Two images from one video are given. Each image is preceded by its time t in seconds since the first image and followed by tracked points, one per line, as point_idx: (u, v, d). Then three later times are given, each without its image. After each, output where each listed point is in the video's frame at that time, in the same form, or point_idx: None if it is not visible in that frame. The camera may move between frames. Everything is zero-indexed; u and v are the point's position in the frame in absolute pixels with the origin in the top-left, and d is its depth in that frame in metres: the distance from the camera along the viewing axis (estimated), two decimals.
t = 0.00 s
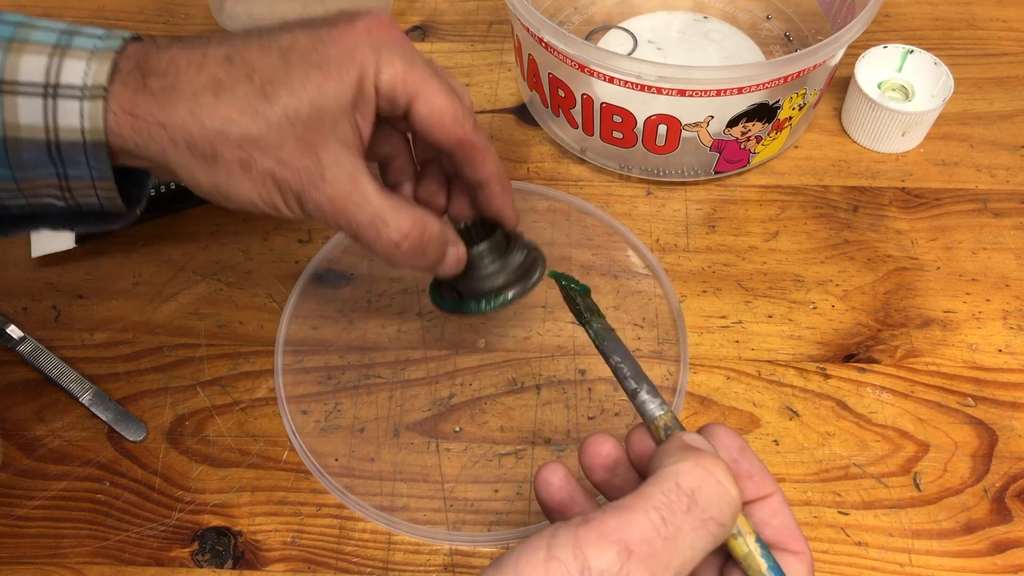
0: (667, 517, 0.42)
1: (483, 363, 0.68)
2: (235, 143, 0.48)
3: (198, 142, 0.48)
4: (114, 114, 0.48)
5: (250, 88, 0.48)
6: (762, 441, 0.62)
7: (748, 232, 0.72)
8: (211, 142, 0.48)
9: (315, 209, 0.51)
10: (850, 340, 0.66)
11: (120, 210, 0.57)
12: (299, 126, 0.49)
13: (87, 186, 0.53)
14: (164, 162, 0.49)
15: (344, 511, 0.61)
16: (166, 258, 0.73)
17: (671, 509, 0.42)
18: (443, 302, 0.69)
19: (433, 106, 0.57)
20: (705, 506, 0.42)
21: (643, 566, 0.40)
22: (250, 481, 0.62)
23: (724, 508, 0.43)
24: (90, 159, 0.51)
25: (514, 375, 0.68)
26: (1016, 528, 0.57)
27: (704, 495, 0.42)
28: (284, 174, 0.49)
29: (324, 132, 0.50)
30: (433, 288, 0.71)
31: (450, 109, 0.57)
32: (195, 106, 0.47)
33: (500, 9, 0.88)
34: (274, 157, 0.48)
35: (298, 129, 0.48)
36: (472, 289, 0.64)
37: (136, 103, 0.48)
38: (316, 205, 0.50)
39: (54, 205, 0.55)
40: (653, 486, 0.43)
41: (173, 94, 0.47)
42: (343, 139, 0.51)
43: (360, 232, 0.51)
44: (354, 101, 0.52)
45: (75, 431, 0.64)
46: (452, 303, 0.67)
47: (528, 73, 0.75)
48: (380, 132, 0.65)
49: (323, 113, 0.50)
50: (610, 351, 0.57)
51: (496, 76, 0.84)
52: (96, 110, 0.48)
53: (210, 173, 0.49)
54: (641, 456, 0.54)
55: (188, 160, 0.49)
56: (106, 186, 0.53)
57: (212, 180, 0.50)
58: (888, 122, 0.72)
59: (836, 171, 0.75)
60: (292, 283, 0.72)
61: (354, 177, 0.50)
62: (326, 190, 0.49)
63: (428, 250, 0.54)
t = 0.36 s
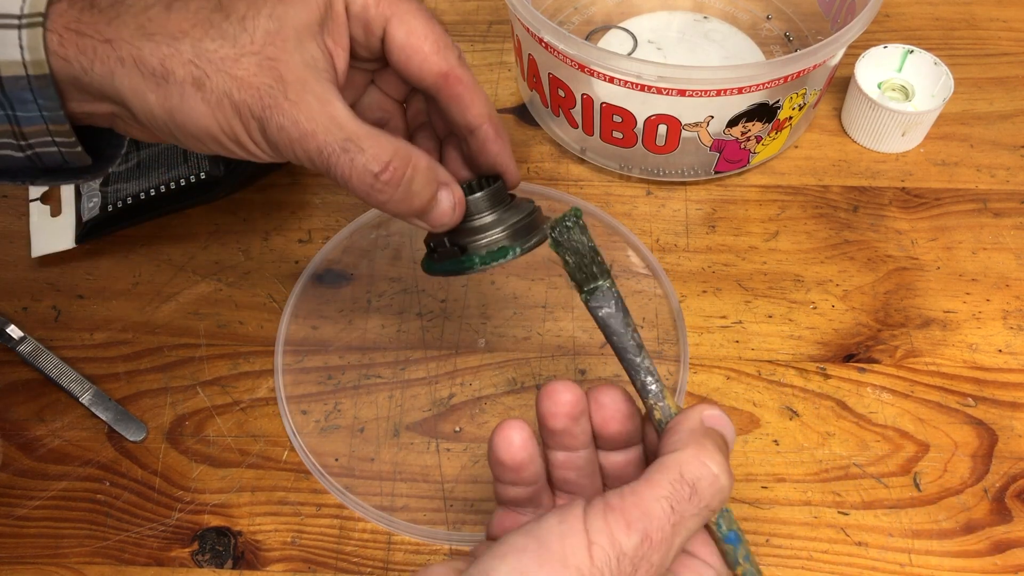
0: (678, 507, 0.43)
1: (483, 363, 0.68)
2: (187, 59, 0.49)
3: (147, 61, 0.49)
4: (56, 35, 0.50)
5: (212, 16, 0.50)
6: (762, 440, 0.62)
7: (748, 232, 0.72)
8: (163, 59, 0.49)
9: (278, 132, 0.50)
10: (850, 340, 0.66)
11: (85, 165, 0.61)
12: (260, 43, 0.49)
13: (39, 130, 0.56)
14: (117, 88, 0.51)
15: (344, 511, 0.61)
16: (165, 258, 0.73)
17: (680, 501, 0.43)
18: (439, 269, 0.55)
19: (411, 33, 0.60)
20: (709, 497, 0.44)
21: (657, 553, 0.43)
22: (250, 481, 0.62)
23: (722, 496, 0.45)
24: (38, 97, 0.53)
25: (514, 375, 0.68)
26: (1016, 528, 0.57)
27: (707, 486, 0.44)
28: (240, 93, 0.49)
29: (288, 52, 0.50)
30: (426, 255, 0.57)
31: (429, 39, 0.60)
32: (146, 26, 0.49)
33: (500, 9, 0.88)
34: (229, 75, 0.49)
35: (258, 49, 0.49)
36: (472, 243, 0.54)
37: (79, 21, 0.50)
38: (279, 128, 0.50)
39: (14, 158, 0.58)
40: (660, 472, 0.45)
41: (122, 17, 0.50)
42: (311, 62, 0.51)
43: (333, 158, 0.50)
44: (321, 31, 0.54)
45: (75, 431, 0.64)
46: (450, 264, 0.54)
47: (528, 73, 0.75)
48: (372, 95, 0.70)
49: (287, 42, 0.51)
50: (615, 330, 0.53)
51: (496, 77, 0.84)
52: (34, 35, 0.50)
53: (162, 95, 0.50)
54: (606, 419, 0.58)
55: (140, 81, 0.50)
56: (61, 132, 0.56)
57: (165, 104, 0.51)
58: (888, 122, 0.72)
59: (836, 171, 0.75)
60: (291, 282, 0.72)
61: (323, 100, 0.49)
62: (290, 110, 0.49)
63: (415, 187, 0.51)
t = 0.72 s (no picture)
0: (679, 501, 0.44)
1: (483, 363, 0.68)
2: (173, 34, 0.48)
3: (132, 38, 0.49)
4: (34, 14, 0.50)
5: None
6: (762, 440, 0.62)
7: (748, 232, 0.72)
8: (149, 35, 0.48)
9: (273, 109, 0.49)
10: (850, 340, 0.66)
11: (82, 161, 0.61)
12: (251, 14, 0.49)
13: (26, 122, 0.56)
14: (103, 69, 0.51)
15: (344, 511, 0.61)
16: (166, 258, 0.73)
17: (680, 492, 0.44)
18: (456, 259, 0.53)
19: None
20: (705, 488, 0.45)
21: (659, 546, 0.44)
22: (250, 481, 0.62)
23: (716, 486, 0.46)
24: (22, 85, 0.54)
25: (514, 375, 0.68)
26: (1016, 528, 0.57)
27: (704, 477, 0.45)
28: (231, 69, 0.48)
29: (283, 21, 0.49)
30: (439, 243, 0.55)
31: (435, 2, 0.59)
32: (130, 2, 0.49)
33: (500, 9, 0.88)
34: (219, 49, 0.48)
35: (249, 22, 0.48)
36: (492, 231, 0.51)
37: None
38: (273, 104, 0.49)
39: (7, 154, 0.59)
40: (660, 463, 0.45)
41: None
42: (309, 31, 0.50)
43: (335, 135, 0.49)
44: None
45: (75, 431, 0.64)
46: (469, 254, 0.51)
47: (528, 73, 0.75)
48: (384, 73, 0.70)
49: (281, 10, 0.49)
50: (615, 315, 0.52)
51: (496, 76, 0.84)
52: (12, 16, 0.50)
53: (150, 74, 0.50)
54: (594, 403, 0.58)
55: (127, 60, 0.50)
56: (50, 125, 0.56)
57: (153, 83, 0.50)
58: (888, 122, 0.72)
59: (836, 171, 0.75)
60: (291, 282, 0.72)
61: (322, 74, 0.48)
62: (285, 84, 0.48)
63: (424, 165, 0.50)
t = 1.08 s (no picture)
0: (674, 495, 0.44)
1: (483, 363, 0.68)
2: (171, 33, 0.48)
3: (129, 38, 0.49)
4: (31, 15, 0.51)
5: None
6: (762, 440, 0.62)
7: (748, 232, 0.72)
8: (146, 35, 0.49)
9: (272, 108, 0.49)
10: (850, 340, 0.66)
11: (81, 162, 0.61)
12: (249, 12, 0.49)
13: (25, 123, 0.56)
14: (101, 69, 0.51)
15: (343, 511, 0.61)
16: (166, 258, 0.73)
17: (676, 487, 0.44)
18: (457, 257, 0.52)
19: None
20: (701, 482, 0.45)
21: (655, 541, 0.44)
22: (250, 481, 0.62)
23: (713, 479, 0.46)
24: (20, 86, 0.54)
25: (513, 375, 0.68)
26: (1016, 528, 0.57)
27: (699, 471, 0.45)
28: (229, 68, 0.48)
29: (280, 19, 0.49)
30: (443, 241, 0.54)
31: None
32: (127, 2, 0.49)
33: (500, 9, 0.88)
34: (216, 48, 0.48)
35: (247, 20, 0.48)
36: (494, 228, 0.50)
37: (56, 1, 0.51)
38: (271, 103, 0.49)
39: (6, 155, 0.59)
40: (655, 459, 0.45)
41: None
42: (306, 28, 0.50)
43: (334, 133, 0.48)
44: None
45: (75, 431, 0.64)
46: (469, 251, 0.51)
47: (528, 73, 0.75)
48: (388, 67, 0.70)
49: (279, 8, 0.49)
50: (613, 315, 0.53)
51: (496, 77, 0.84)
52: (11, 16, 0.50)
53: (148, 74, 0.50)
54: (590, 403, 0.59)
55: (125, 60, 0.50)
56: (48, 125, 0.57)
57: (151, 83, 0.50)
58: (888, 122, 0.72)
59: (836, 171, 0.75)
60: (291, 282, 0.72)
61: (321, 72, 0.48)
62: (284, 83, 0.48)
63: (425, 162, 0.49)
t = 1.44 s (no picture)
0: (695, 508, 0.40)
1: (483, 363, 0.68)
2: (169, 39, 0.48)
3: (128, 43, 0.49)
4: (31, 19, 0.51)
5: None
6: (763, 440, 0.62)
7: (748, 232, 0.72)
8: (145, 40, 0.49)
9: (269, 114, 0.49)
10: (850, 340, 0.66)
11: (78, 164, 0.61)
12: (247, 18, 0.49)
13: (24, 126, 0.56)
14: (100, 74, 0.51)
15: (344, 511, 0.61)
16: (166, 258, 0.73)
17: (697, 499, 0.40)
18: (450, 260, 0.54)
19: None
20: (733, 495, 0.40)
21: (677, 558, 0.39)
22: (250, 481, 0.62)
23: (751, 494, 0.40)
24: (19, 89, 0.54)
25: (514, 375, 0.68)
26: (1016, 528, 0.57)
27: (731, 483, 0.40)
28: (226, 73, 0.49)
29: (278, 25, 0.49)
30: (438, 245, 0.55)
31: (430, 4, 0.59)
32: (126, 7, 0.49)
33: (500, 9, 0.88)
34: (214, 54, 0.48)
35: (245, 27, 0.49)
36: (487, 232, 0.51)
37: (57, 5, 0.51)
38: (268, 109, 0.49)
39: (5, 157, 0.59)
40: (687, 476, 0.42)
41: None
42: (304, 34, 0.50)
43: (330, 140, 0.49)
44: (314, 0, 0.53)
45: (75, 431, 0.64)
46: (462, 255, 0.53)
47: (528, 73, 0.75)
48: (383, 71, 0.70)
49: (276, 15, 0.49)
50: (645, 343, 0.53)
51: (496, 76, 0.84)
52: (11, 20, 0.50)
53: (147, 79, 0.50)
54: (645, 442, 0.55)
55: (124, 65, 0.50)
56: (47, 128, 0.57)
57: (150, 89, 0.50)
58: (888, 122, 0.72)
59: (836, 171, 0.75)
60: (291, 282, 0.72)
61: (318, 79, 0.48)
62: (280, 89, 0.48)
63: (420, 168, 0.49)
